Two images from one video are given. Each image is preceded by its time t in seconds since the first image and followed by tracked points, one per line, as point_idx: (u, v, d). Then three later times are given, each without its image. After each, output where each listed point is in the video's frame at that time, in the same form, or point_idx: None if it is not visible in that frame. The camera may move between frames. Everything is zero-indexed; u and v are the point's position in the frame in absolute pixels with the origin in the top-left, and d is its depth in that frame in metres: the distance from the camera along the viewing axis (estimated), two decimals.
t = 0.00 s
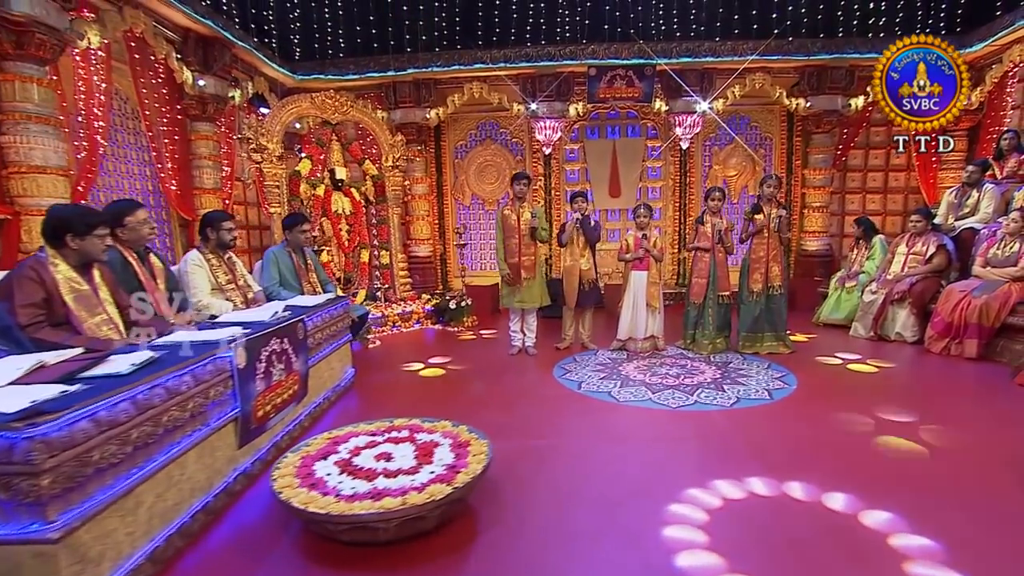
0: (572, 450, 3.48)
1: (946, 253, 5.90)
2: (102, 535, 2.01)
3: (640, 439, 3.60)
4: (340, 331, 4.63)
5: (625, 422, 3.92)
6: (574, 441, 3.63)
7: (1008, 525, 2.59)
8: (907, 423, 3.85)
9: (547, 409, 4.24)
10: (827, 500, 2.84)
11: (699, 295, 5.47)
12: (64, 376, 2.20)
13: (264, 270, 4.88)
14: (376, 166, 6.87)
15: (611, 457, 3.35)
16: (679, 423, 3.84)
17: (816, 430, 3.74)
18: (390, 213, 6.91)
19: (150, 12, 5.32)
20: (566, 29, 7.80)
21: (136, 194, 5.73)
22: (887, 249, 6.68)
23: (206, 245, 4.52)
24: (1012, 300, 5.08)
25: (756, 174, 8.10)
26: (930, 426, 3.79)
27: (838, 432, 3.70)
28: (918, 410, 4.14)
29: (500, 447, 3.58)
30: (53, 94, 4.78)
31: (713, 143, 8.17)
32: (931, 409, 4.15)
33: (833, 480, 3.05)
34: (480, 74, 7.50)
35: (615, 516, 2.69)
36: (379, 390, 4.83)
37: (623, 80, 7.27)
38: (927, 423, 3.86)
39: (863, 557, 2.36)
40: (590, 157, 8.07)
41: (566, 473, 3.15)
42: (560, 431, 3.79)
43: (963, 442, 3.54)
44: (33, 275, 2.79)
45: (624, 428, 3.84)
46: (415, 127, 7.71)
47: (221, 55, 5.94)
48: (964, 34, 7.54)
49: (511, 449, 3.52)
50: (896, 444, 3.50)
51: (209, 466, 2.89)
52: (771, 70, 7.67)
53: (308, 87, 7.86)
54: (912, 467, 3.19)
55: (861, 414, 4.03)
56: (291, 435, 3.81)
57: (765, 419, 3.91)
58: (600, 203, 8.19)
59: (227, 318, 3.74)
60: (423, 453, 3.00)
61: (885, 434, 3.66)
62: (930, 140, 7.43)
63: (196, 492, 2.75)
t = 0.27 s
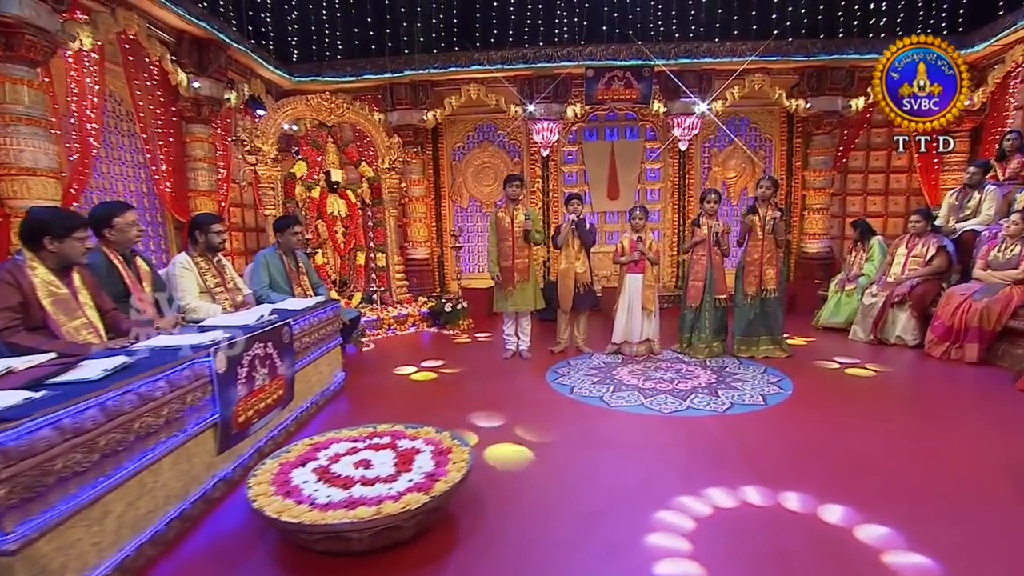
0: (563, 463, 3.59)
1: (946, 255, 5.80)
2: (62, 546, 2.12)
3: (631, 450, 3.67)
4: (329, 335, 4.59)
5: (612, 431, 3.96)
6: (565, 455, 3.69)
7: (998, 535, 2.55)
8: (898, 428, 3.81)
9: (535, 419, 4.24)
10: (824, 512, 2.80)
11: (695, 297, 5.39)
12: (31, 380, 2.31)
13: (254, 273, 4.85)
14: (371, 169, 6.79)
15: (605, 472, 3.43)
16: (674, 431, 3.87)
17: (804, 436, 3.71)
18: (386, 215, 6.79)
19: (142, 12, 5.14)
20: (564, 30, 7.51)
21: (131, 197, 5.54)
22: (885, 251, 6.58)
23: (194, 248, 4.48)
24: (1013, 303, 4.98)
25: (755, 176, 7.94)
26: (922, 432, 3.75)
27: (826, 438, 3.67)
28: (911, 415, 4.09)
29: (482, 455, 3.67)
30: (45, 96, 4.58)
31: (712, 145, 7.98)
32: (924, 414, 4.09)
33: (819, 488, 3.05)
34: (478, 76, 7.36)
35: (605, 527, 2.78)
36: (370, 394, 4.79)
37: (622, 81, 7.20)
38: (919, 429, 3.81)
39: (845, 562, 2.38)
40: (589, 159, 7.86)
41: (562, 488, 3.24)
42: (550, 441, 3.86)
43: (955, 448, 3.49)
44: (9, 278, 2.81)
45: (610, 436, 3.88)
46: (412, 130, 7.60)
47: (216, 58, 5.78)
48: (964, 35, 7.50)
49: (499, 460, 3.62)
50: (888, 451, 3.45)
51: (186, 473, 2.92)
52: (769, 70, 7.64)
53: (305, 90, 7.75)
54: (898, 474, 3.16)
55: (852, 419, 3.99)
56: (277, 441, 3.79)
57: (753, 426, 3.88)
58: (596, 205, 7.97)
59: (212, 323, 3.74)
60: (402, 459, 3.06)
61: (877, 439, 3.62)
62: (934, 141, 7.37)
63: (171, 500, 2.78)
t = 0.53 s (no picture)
0: (552, 472, 3.50)
1: (949, 256, 5.64)
2: (11, 565, 2.04)
3: (622, 460, 3.57)
4: (314, 341, 4.49)
5: (601, 441, 3.87)
6: (553, 465, 3.59)
7: (998, 556, 2.43)
8: (899, 441, 3.68)
9: (526, 429, 4.13)
10: (824, 533, 2.68)
11: (692, 303, 5.26)
12: None
13: (241, 278, 4.71)
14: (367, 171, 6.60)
15: (597, 480, 3.36)
16: (667, 441, 3.80)
17: (801, 450, 3.58)
18: (381, 219, 6.57)
19: (131, 12, 4.94)
20: (562, 31, 7.38)
21: (120, 201, 5.35)
22: (886, 254, 6.43)
23: (178, 253, 4.37)
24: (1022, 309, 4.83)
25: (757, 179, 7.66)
26: (924, 445, 3.62)
27: (822, 452, 3.54)
28: (912, 425, 3.95)
29: (464, 466, 3.61)
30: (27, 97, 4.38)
31: (713, 148, 7.68)
32: (926, 425, 3.96)
33: (815, 505, 2.94)
34: (473, 78, 7.03)
35: (588, 539, 2.74)
36: (358, 403, 4.68)
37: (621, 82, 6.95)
38: (920, 441, 3.67)
39: None
40: (587, 162, 7.62)
41: (554, 499, 3.18)
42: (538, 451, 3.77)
43: (958, 463, 3.34)
44: None
45: (600, 447, 3.78)
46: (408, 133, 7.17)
47: (208, 60, 5.59)
48: (973, 33, 7.21)
49: (484, 471, 3.54)
50: (889, 468, 3.32)
51: (155, 485, 2.82)
52: (771, 71, 7.26)
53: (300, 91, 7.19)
54: (896, 492, 3.03)
55: (851, 431, 3.85)
56: (256, 451, 3.69)
57: (748, 438, 3.76)
58: (595, 209, 7.75)
59: (190, 330, 3.67)
60: (377, 472, 3.00)
61: (879, 454, 3.50)
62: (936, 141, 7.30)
63: (138, 514, 2.69)
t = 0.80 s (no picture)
0: (540, 485, 3.38)
1: (955, 258, 5.41)
2: None
3: (612, 473, 3.46)
4: (299, 348, 4.40)
5: (589, 452, 3.75)
6: (539, 477, 3.47)
7: None
8: (900, 454, 3.53)
9: (515, 440, 4.01)
10: (824, 555, 2.53)
11: (689, 310, 5.12)
12: None
13: (228, 284, 4.64)
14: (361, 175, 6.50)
15: (585, 493, 3.24)
16: (659, 452, 3.68)
17: (798, 464, 3.43)
18: (376, 223, 6.48)
19: (119, 13, 4.83)
20: (561, 31, 7.27)
21: (108, 205, 5.21)
22: (888, 258, 6.29)
23: (161, 257, 4.27)
24: None
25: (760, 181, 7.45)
26: (927, 459, 3.46)
27: (819, 466, 3.40)
28: (916, 437, 3.80)
29: (447, 477, 3.51)
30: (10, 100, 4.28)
31: (715, 150, 7.50)
32: (930, 436, 3.80)
33: (810, 523, 2.81)
34: (471, 80, 6.89)
35: (571, 554, 2.64)
36: (344, 412, 4.57)
37: (620, 84, 6.87)
38: (922, 454, 3.52)
39: None
40: (586, 164, 7.41)
41: (540, 511, 3.07)
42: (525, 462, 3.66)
43: (963, 479, 3.19)
44: None
45: (589, 458, 3.67)
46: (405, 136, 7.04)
47: (200, 62, 5.48)
48: (982, 32, 6.98)
49: (466, 483, 3.43)
50: (889, 483, 3.17)
51: (121, 499, 2.72)
52: (773, 71, 7.06)
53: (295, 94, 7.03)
54: (895, 510, 2.89)
55: (850, 443, 3.70)
56: (234, 462, 3.59)
57: (743, 451, 3.62)
58: (595, 212, 7.55)
59: (168, 337, 3.58)
60: (350, 487, 2.92)
61: (880, 468, 3.35)
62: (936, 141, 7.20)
63: (101, 529, 2.59)
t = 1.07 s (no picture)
0: (529, 496, 3.27)
1: (962, 261, 5.27)
2: None
3: (604, 484, 3.34)
4: (286, 354, 4.31)
5: (581, 462, 3.64)
6: (528, 488, 3.36)
7: None
8: (905, 466, 3.38)
9: (507, 449, 3.89)
10: None
11: (689, 315, 4.98)
12: None
13: (215, 289, 4.54)
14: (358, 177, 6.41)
15: (576, 505, 3.13)
16: (654, 462, 3.56)
17: (797, 476, 3.30)
18: (372, 225, 6.39)
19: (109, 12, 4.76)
20: (561, 32, 7.08)
21: (99, 208, 5.09)
22: (893, 262, 6.14)
23: (146, 260, 4.16)
24: None
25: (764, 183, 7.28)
26: (934, 471, 3.31)
27: (820, 479, 3.26)
28: (922, 447, 3.64)
29: (433, 488, 3.41)
30: None
31: (718, 152, 7.35)
32: (937, 447, 3.64)
33: (810, 539, 2.68)
34: (469, 81, 6.78)
35: (558, 569, 2.54)
36: (334, 420, 4.48)
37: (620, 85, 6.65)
38: (928, 466, 3.37)
39: None
40: (586, 167, 7.30)
41: (528, 524, 2.96)
42: (514, 473, 3.55)
43: (971, 493, 3.04)
44: None
45: (581, 469, 3.55)
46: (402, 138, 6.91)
47: (192, 62, 5.41)
48: (993, 29, 6.73)
49: (452, 494, 3.33)
50: (893, 497, 3.03)
51: (90, 513, 2.63)
52: (777, 71, 6.95)
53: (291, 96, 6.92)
54: (898, 526, 2.75)
55: (853, 454, 3.56)
56: (215, 471, 3.50)
57: (740, 462, 3.49)
58: (595, 215, 7.41)
59: (149, 343, 3.50)
60: (328, 499, 2.84)
61: (883, 481, 3.21)
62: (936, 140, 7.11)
63: (67, 544, 2.50)
